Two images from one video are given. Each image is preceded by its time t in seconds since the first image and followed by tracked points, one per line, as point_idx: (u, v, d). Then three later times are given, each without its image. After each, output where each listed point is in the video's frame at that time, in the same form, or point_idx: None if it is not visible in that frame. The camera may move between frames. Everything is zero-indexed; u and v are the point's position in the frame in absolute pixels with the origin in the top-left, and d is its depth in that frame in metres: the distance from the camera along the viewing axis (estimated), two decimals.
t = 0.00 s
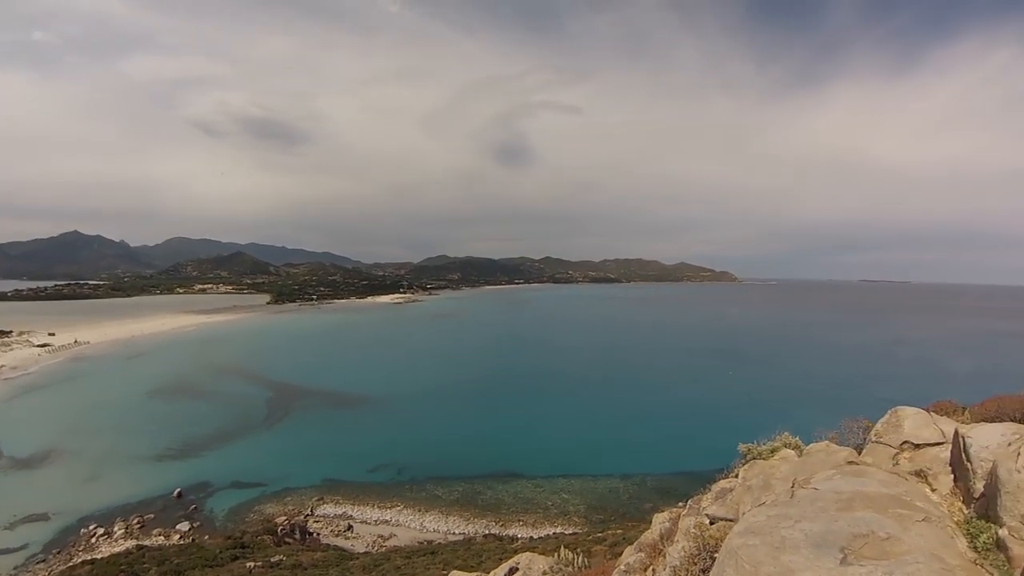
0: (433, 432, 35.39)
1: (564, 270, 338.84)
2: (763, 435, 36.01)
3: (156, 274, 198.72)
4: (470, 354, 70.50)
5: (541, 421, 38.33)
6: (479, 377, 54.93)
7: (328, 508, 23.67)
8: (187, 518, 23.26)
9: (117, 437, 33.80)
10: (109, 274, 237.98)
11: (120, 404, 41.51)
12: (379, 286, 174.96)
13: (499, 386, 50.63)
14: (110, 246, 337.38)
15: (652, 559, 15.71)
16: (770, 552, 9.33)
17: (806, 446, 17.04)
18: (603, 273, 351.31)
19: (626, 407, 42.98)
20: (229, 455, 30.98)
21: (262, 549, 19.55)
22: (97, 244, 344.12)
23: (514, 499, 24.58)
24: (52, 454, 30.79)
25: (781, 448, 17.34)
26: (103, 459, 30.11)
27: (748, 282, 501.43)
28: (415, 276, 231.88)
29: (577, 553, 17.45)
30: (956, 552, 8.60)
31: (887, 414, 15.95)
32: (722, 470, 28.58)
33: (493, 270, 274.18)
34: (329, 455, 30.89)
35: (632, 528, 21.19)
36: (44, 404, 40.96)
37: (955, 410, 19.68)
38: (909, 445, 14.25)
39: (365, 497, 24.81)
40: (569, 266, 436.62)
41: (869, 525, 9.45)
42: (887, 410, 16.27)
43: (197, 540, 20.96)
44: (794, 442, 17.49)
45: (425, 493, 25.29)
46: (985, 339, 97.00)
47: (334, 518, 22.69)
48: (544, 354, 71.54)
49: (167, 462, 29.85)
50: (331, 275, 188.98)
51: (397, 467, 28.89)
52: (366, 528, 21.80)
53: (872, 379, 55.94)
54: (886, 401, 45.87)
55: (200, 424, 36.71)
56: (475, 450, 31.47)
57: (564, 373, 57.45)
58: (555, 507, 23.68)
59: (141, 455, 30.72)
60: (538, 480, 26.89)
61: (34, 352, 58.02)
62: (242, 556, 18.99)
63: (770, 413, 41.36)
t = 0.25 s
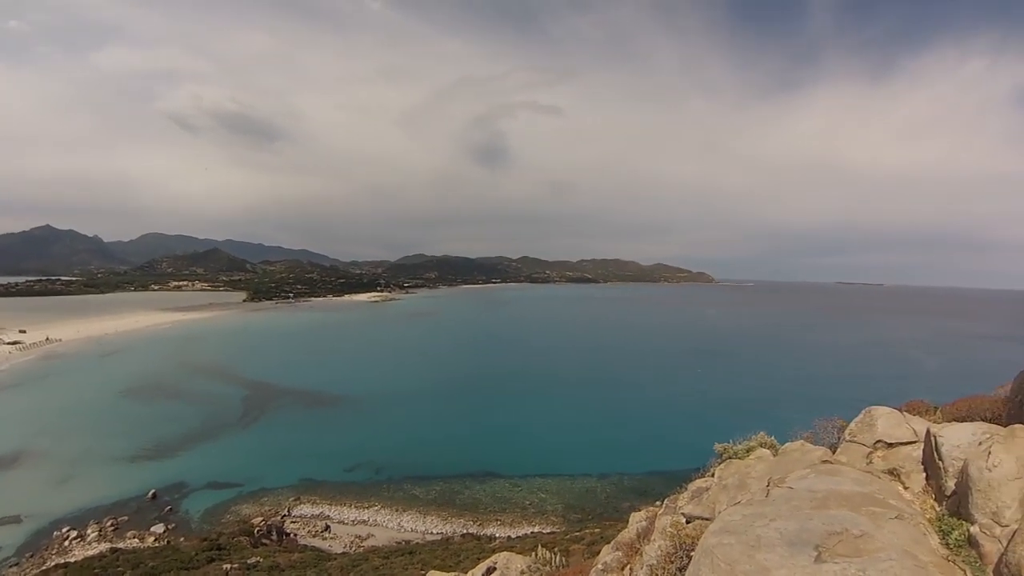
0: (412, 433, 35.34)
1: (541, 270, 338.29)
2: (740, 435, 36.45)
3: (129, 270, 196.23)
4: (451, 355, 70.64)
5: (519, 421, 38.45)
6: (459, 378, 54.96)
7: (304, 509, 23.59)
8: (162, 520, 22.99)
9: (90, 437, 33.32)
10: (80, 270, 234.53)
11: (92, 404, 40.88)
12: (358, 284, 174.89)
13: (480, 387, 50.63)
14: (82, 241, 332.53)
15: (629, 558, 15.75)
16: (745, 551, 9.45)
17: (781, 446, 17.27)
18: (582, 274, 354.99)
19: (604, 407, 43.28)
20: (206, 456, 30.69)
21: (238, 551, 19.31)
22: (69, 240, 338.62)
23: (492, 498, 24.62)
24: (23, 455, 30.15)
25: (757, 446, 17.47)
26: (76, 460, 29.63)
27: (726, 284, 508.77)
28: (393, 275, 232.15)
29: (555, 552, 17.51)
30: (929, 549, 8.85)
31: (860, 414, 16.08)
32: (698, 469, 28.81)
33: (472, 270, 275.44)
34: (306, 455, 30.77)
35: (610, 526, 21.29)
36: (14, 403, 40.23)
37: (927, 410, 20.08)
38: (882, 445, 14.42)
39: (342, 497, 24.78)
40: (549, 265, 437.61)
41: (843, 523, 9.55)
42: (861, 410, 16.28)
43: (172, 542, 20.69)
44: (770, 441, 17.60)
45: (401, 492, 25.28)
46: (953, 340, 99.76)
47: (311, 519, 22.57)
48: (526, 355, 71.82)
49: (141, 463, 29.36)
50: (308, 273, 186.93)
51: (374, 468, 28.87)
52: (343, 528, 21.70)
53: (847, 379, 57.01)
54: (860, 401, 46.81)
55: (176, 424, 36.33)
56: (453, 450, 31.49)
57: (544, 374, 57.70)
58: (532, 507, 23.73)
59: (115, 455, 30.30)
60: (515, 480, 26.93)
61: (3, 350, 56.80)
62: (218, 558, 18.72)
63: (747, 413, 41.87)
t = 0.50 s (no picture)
0: (392, 440, 35.20)
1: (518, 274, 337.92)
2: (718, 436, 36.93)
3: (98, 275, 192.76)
4: (433, 362, 70.57)
5: (498, 426, 38.54)
6: (440, 384, 54.90)
7: (283, 517, 23.41)
8: (137, 532, 22.60)
9: (60, 447, 32.65)
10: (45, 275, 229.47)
11: (62, 413, 40.05)
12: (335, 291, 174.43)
13: (461, 393, 50.53)
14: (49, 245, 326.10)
15: (609, 561, 15.75)
16: (723, 552, 9.76)
17: (757, 446, 17.45)
18: (560, 277, 357.86)
19: (583, 411, 43.50)
20: (182, 465, 30.30)
21: (215, 561, 19.00)
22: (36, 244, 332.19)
23: (470, 503, 24.60)
24: None
25: (734, 448, 17.64)
26: (47, 471, 28.96)
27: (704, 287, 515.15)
28: (370, 280, 231.82)
29: (535, 557, 17.51)
30: (905, 545, 9.26)
31: (835, 413, 16.23)
32: (676, 471, 29.06)
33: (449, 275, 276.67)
34: (284, 463, 30.57)
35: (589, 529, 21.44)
36: None
37: (901, 408, 20.52)
38: (857, 443, 14.59)
39: (320, 505, 24.65)
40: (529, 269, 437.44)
41: (820, 522, 9.88)
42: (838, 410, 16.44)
43: (147, 554, 20.32)
44: (747, 443, 17.79)
45: (380, 499, 25.23)
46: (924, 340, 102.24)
47: (290, 527, 22.37)
48: (506, 360, 72.06)
49: (116, 474, 28.76)
50: (284, 278, 184.38)
51: (353, 475, 28.76)
52: (322, 536, 21.54)
53: (825, 380, 57.97)
54: (835, 402, 47.72)
55: (150, 433, 35.80)
56: (433, 456, 31.45)
57: (524, 379, 57.91)
58: (512, 511, 23.72)
59: (87, 466, 29.70)
60: (494, 484, 26.95)
61: None
62: (194, 569, 18.37)
63: (727, 415, 42.33)
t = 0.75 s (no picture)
0: (369, 441, 35.19)
1: (490, 274, 339.24)
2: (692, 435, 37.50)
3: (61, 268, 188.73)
4: (413, 362, 70.54)
5: (475, 426, 38.75)
6: (419, 386, 54.97)
7: (256, 518, 23.32)
8: (108, 533, 22.29)
9: (27, 446, 31.95)
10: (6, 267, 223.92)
11: (29, 411, 39.22)
12: (309, 288, 173.50)
13: (440, 395, 50.58)
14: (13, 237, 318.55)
15: (582, 559, 15.83)
16: (694, 551, 9.91)
17: (729, 446, 17.69)
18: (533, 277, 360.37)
19: (559, 411, 43.91)
20: (154, 465, 29.98)
21: (186, 562, 18.80)
22: None
23: (445, 502, 24.72)
24: None
25: (707, 447, 17.87)
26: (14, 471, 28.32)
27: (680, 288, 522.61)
28: (344, 277, 231.38)
29: (510, 556, 17.59)
30: (873, 542, 9.54)
31: (807, 413, 16.55)
32: (649, 470, 29.46)
33: (425, 273, 277.52)
34: (259, 465, 30.48)
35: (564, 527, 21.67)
36: None
37: (871, 408, 20.98)
38: (828, 443, 14.89)
39: (293, 505, 24.64)
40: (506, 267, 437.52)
41: (790, 521, 10.08)
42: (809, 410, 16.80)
43: (118, 556, 20.06)
44: (719, 442, 18.05)
45: (354, 498, 25.29)
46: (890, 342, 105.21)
47: (264, 528, 22.26)
48: (486, 360, 72.37)
49: (86, 474, 28.21)
50: (258, 275, 181.86)
51: (328, 476, 28.77)
52: (296, 536, 21.47)
53: (798, 381, 59.19)
54: (805, 402, 48.80)
55: (120, 432, 35.31)
56: (410, 457, 31.54)
57: (502, 379, 58.26)
58: (486, 510, 23.83)
59: (56, 466, 29.11)
60: (469, 483, 27.11)
61: None
62: (165, 569, 18.14)
63: (700, 415, 43.06)
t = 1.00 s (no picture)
0: (346, 439, 35.11)
1: (465, 270, 337.11)
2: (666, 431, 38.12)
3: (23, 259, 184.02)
4: (393, 359, 70.37)
5: (451, 423, 38.95)
6: (397, 383, 54.95)
7: (230, 517, 23.25)
8: (78, 535, 21.96)
9: None
10: None
11: None
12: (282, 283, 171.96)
13: (419, 392, 50.53)
14: None
15: (556, 555, 15.98)
16: (665, 545, 9.91)
17: (701, 443, 18.00)
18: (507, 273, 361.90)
19: (536, 407, 44.30)
20: (126, 465, 29.64)
21: (158, 563, 18.61)
22: None
23: (419, 499, 24.87)
24: None
25: (679, 444, 18.19)
26: None
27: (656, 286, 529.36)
28: (318, 272, 230.16)
29: (485, 553, 17.71)
30: (841, 535, 9.71)
31: (779, 410, 16.91)
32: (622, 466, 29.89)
33: (400, 270, 277.67)
34: (234, 465, 30.33)
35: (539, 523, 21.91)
36: None
37: (842, 404, 21.51)
38: (799, 438, 15.24)
39: (267, 503, 24.62)
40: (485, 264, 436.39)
41: (760, 515, 10.22)
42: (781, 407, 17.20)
43: (88, 559, 19.78)
44: (691, 439, 18.41)
45: (328, 496, 25.36)
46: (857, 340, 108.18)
47: (238, 527, 22.17)
48: (465, 358, 72.56)
49: (56, 474, 27.69)
50: (230, 271, 178.57)
51: (302, 474, 28.81)
52: (271, 535, 21.39)
53: (773, 378, 60.39)
54: (776, 398, 49.89)
55: (88, 431, 34.69)
56: (386, 455, 31.59)
57: (479, 375, 58.50)
58: (461, 507, 23.95)
59: (24, 466, 28.42)
60: (443, 480, 27.31)
61: None
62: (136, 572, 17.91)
63: (674, 411, 43.78)
